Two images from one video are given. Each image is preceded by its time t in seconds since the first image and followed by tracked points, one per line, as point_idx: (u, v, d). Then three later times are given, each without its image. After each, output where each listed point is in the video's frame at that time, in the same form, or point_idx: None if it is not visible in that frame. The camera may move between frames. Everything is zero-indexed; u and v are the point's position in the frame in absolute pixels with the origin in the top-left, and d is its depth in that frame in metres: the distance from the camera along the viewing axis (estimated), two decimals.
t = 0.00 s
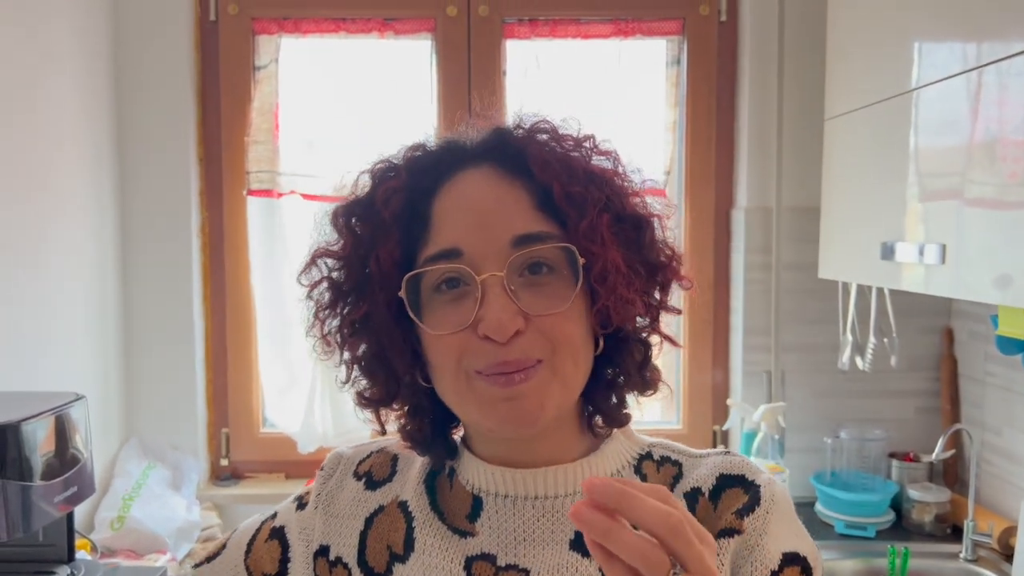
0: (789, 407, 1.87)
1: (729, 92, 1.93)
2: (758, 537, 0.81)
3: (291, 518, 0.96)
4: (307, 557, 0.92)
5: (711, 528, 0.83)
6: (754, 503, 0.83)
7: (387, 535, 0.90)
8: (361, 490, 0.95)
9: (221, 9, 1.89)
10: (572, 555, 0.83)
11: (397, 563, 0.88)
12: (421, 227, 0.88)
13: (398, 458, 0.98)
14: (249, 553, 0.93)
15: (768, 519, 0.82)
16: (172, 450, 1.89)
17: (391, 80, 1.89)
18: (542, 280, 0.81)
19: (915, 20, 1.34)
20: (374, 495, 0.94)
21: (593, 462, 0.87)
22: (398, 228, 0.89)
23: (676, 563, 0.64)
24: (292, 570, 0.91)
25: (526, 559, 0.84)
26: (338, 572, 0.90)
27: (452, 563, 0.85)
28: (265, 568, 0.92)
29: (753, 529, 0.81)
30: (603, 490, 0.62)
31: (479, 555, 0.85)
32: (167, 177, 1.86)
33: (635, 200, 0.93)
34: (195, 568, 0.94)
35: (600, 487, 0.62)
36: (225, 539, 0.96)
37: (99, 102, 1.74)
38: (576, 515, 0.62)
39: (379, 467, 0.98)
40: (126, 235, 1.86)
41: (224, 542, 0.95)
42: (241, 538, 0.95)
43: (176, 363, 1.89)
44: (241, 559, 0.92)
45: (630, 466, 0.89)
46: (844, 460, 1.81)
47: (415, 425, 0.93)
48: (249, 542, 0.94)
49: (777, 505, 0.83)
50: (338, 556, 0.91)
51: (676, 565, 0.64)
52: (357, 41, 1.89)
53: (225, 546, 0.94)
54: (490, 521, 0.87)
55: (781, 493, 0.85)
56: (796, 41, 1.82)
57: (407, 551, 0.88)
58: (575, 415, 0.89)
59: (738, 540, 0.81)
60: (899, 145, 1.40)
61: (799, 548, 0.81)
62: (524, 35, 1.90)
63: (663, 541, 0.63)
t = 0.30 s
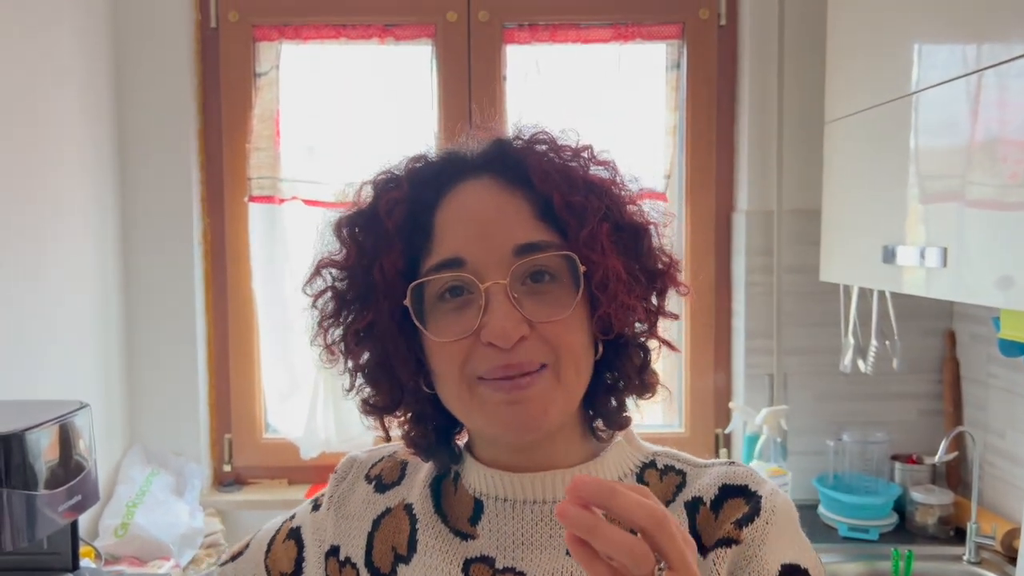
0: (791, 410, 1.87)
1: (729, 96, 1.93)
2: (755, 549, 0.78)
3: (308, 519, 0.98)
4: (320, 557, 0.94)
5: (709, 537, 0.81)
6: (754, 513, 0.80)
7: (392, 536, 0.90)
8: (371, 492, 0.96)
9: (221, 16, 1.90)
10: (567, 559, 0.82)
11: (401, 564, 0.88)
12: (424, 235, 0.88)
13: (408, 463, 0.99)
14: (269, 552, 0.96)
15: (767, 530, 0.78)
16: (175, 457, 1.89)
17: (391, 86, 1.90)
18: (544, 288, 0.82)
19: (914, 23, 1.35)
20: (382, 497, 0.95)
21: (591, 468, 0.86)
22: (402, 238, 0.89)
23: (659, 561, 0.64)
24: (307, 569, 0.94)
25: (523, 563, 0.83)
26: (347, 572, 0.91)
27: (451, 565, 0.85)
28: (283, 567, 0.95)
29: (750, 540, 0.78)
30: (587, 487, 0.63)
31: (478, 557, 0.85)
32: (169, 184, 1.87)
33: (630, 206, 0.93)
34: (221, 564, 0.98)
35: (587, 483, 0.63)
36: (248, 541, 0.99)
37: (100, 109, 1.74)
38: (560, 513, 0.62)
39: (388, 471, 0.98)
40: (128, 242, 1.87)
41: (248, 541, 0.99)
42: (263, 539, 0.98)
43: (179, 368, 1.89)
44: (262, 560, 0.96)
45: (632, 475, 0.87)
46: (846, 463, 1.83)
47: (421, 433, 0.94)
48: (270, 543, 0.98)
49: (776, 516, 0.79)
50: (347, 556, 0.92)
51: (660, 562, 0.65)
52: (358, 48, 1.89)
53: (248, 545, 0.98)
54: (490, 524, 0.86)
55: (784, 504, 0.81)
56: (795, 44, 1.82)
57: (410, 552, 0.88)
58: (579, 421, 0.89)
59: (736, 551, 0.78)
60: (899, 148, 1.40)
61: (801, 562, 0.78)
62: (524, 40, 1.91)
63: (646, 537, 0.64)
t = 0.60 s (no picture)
0: (792, 411, 1.86)
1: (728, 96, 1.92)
2: (754, 567, 0.76)
3: (319, 518, 0.97)
4: (329, 557, 0.93)
5: (709, 552, 0.80)
6: (754, 530, 0.78)
7: (393, 539, 0.90)
8: (377, 494, 0.96)
9: (218, 19, 1.89)
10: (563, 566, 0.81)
11: (402, 567, 0.88)
12: (421, 238, 0.88)
13: (414, 468, 0.98)
14: (283, 551, 0.95)
15: (768, 548, 0.76)
16: (174, 462, 1.89)
17: (388, 88, 1.89)
18: (540, 289, 0.81)
19: (913, 22, 1.34)
20: (387, 500, 0.94)
21: (589, 478, 0.85)
22: (399, 241, 0.89)
23: None
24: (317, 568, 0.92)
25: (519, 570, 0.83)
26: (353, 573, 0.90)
27: (447, 570, 0.85)
28: (296, 565, 0.93)
29: (749, 557, 0.76)
30: (560, 508, 0.63)
31: (473, 562, 0.84)
32: (166, 188, 1.86)
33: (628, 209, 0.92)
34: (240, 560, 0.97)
35: (558, 504, 0.62)
36: (264, 539, 0.98)
37: (96, 114, 1.74)
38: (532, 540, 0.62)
39: (395, 474, 0.98)
40: (126, 247, 1.86)
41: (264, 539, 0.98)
42: (279, 537, 0.97)
43: (178, 373, 1.89)
44: (276, 559, 0.94)
45: (635, 484, 0.86)
46: (847, 464, 1.83)
47: (421, 440, 0.92)
48: (285, 541, 0.97)
49: (778, 534, 0.76)
50: (353, 557, 0.91)
51: None
52: (355, 50, 1.89)
53: (265, 543, 0.97)
54: (489, 530, 0.85)
55: (789, 520, 0.78)
56: (793, 44, 1.81)
57: (410, 556, 0.88)
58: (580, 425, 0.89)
59: (733, 567, 0.77)
60: (899, 148, 1.40)
61: None
62: (521, 41, 1.90)
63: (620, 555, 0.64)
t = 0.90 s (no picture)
0: (792, 409, 1.86)
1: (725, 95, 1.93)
2: (753, 557, 0.76)
3: (323, 517, 0.98)
4: (333, 554, 0.93)
5: (707, 544, 0.80)
6: (753, 521, 0.78)
7: (396, 534, 0.90)
8: (381, 491, 0.96)
9: (214, 21, 1.89)
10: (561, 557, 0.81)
11: (404, 562, 0.88)
12: (421, 235, 0.88)
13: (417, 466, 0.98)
14: (289, 551, 0.96)
15: (766, 538, 0.77)
16: (174, 463, 1.89)
17: (386, 88, 1.89)
18: (539, 284, 0.81)
19: (910, 18, 1.34)
20: (390, 496, 0.94)
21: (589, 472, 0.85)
22: (400, 239, 0.89)
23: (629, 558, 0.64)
24: (321, 566, 0.93)
25: (519, 562, 0.82)
26: (357, 568, 0.91)
27: (447, 563, 0.85)
28: (301, 564, 0.95)
29: (748, 548, 0.77)
30: (558, 487, 0.62)
31: (474, 555, 0.84)
32: (164, 190, 1.86)
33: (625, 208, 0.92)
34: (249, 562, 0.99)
35: (556, 485, 0.61)
36: (269, 542, 0.99)
37: (94, 116, 1.74)
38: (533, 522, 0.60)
39: (399, 471, 0.98)
40: (124, 248, 1.86)
41: (271, 540, 1.00)
42: (285, 538, 0.98)
43: (177, 375, 1.89)
44: (282, 560, 0.96)
45: (634, 479, 0.86)
46: (847, 461, 1.83)
47: (423, 435, 0.93)
48: (290, 542, 0.98)
49: (777, 524, 0.77)
50: (357, 553, 0.91)
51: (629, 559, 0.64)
52: (352, 51, 1.89)
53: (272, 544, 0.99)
54: (489, 523, 0.85)
55: (787, 512, 0.79)
56: (790, 42, 1.82)
57: (412, 550, 0.88)
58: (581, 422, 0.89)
59: (731, 558, 0.77)
60: (896, 145, 1.40)
61: (802, 570, 0.76)
62: (518, 40, 1.90)
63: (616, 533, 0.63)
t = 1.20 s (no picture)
0: (789, 407, 1.86)
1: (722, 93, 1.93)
2: (752, 557, 0.75)
3: (312, 525, 0.97)
4: (322, 562, 0.93)
5: (705, 545, 0.79)
6: (750, 520, 0.77)
7: (387, 543, 0.89)
8: (371, 498, 0.95)
9: (209, 20, 1.89)
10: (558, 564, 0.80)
11: (396, 570, 0.87)
12: (412, 229, 0.88)
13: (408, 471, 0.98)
14: (277, 559, 0.96)
15: (765, 538, 0.76)
16: (171, 464, 1.88)
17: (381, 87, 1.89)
18: (531, 274, 0.81)
19: (905, 16, 1.34)
20: (380, 503, 0.94)
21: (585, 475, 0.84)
22: (391, 232, 0.89)
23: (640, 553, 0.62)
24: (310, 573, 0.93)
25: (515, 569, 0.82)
26: None
27: (441, 571, 0.84)
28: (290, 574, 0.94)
29: (747, 548, 0.76)
30: (567, 485, 0.60)
31: (469, 562, 0.84)
32: (160, 191, 1.85)
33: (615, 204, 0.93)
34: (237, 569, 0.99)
35: (564, 482, 0.59)
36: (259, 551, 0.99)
37: (88, 117, 1.73)
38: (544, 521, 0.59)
39: (389, 477, 0.98)
40: (119, 249, 1.86)
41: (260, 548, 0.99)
42: (273, 547, 0.98)
43: (173, 376, 1.88)
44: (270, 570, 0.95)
45: (630, 480, 0.85)
46: (845, 459, 1.81)
47: (412, 440, 0.93)
48: (278, 550, 0.97)
49: (774, 524, 0.76)
50: (347, 561, 0.91)
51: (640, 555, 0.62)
52: (347, 50, 1.88)
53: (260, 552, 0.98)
54: (484, 530, 0.85)
55: (785, 511, 0.78)
56: (786, 40, 1.81)
57: (405, 558, 0.87)
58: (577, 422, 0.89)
59: (731, 559, 0.76)
60: (892, 143, 1.40)
61: (804, 568, 0.75)
62: (513, 39, 1.90)
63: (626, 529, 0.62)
